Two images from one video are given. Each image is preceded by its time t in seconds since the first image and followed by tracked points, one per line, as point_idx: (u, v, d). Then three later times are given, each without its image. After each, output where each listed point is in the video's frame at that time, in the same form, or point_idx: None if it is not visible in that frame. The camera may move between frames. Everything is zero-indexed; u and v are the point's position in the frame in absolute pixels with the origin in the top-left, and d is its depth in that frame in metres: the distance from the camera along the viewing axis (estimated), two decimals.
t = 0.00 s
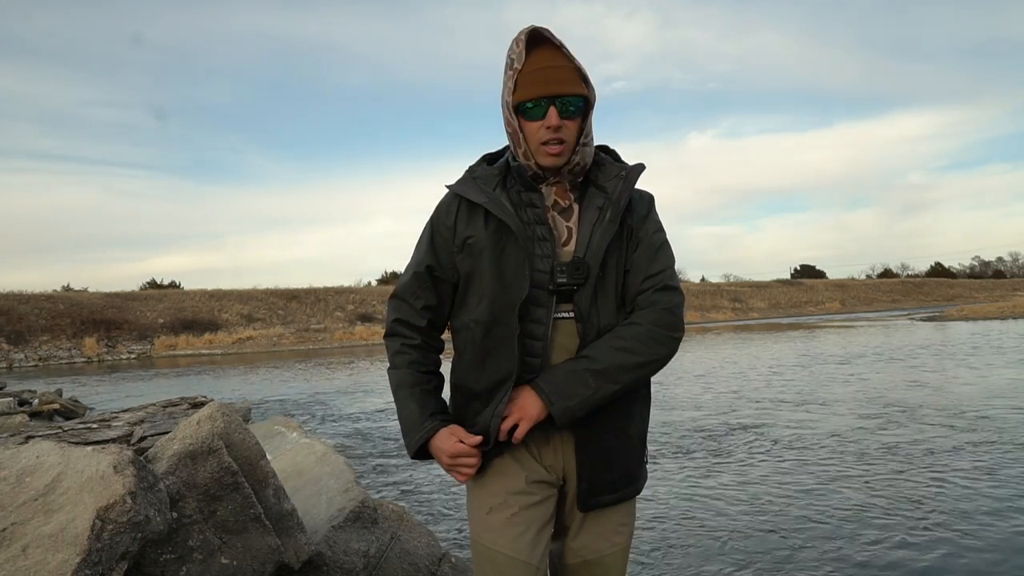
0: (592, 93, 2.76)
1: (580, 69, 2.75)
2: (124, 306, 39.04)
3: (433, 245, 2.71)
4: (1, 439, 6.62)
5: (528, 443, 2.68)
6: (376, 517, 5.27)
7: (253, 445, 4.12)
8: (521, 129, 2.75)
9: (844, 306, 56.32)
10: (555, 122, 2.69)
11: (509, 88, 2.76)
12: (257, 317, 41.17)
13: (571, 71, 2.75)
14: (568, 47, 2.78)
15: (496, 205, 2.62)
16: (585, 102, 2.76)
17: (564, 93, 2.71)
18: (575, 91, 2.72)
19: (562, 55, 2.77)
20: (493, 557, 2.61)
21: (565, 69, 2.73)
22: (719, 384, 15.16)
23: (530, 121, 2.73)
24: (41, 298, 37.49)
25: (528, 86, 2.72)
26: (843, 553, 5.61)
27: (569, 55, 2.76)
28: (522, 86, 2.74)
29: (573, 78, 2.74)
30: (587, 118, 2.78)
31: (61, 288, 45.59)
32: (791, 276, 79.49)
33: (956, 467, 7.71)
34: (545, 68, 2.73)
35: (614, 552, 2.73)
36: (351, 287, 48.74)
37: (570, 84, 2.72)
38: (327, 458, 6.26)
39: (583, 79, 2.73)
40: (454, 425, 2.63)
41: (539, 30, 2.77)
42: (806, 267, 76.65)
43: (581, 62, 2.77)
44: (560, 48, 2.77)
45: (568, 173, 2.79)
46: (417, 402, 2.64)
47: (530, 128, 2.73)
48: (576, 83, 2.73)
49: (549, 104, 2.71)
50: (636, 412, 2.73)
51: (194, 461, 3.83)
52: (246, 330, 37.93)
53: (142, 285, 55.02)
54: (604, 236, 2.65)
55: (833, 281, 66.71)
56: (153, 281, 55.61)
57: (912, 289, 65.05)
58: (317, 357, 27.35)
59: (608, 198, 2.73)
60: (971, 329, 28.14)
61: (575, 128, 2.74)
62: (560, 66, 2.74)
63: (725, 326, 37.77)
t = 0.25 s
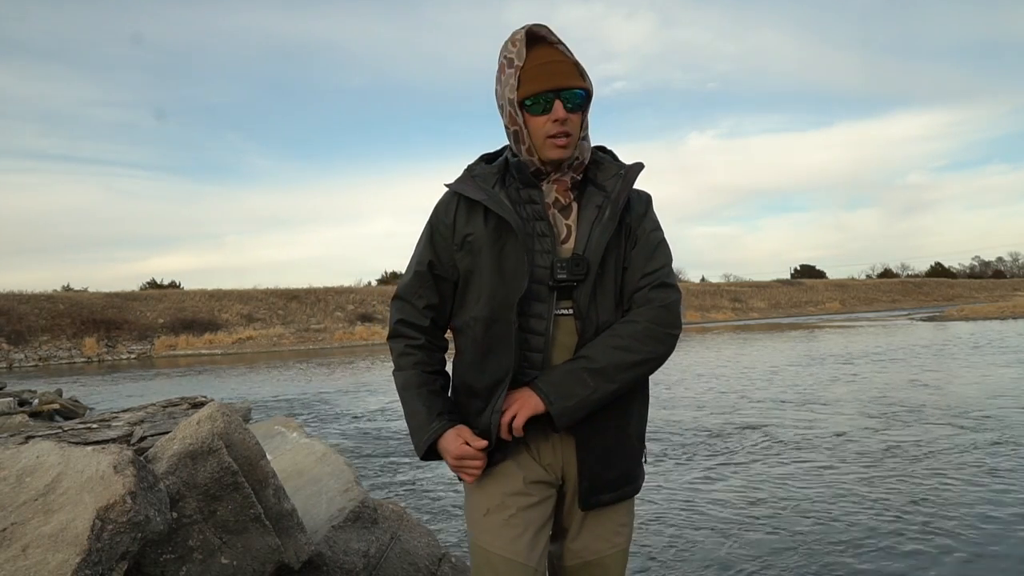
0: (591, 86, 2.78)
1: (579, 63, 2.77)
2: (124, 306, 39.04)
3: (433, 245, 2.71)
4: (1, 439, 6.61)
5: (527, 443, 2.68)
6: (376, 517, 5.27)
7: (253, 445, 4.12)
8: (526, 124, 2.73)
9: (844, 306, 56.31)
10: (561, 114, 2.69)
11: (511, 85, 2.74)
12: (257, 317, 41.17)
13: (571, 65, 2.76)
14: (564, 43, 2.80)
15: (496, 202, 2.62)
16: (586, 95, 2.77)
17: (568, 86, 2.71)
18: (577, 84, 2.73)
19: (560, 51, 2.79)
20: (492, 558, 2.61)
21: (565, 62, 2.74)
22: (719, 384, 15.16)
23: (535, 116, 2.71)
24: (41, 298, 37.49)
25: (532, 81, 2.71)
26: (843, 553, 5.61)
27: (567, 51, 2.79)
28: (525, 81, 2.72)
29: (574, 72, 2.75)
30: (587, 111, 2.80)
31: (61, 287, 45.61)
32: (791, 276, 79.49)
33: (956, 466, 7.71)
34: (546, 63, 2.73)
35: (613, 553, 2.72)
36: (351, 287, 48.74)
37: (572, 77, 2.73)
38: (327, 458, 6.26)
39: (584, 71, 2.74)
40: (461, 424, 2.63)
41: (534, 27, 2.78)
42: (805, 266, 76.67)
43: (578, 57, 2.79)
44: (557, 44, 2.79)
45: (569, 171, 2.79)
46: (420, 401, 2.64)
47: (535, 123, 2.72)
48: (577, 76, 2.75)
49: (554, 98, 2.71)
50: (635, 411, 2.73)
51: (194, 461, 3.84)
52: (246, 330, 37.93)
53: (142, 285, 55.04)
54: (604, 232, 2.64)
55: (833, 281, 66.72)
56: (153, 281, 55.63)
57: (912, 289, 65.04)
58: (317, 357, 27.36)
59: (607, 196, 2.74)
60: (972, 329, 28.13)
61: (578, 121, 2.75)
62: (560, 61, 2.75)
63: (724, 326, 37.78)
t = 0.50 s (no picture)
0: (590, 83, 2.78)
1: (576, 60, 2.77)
2: (124, 306, 39.05)
3: (430, 245, 2.71)
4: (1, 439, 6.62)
5: (527, 444, 2.68)
6: (376, 517, 5.28)
7: (253, 445, 4.12)
8: (525, 122, 2.73)
9: (844, 306, 56.31)
10: (560, 111, 2.69)
11: (509, 82, 2.74)
12: (257, 317, 41.17)
13: (568, 62, 2.77)
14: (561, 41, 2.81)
15: (493, 203, 2.62)
16: (584, 92, 2.77)
17: (567, 82, 2.71)
18: (576, 81, 2.74)
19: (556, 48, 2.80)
20: (494, 560, 2.61)
21: (563, 60, 2.75)
22: (719, 384, 15.16)
23: (534, 113, 2.71)
24: (41, 298, 37.49)
25: (530, 78, 2.71)
26: (843, 553, 5.61)
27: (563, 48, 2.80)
28: (524, 78, 2.72)
29: (572, 68, 2.76)
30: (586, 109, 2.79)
31: (61, 287, 45.62)
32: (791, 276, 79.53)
33: (956, 466, 7.70)
34: (545, 60, 2.73)
35: (613, 553, 2.73)
36: (351, 287, 48.74)
37: (571, 74, 2.74)
38: (327, 458, 6.26)
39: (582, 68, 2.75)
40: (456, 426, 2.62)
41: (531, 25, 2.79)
42: (805, 266, 76.74)
43: (575, 55, 2.80)
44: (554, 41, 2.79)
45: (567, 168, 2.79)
46: (420, 403, 2.63)
47: (534, 120, 2.71)
48: (576, 72, 2.75)
49: (553, 95, 2.70)
50: (633, 410, 2.73)
51: (194, 461, 3.83)
52: (246, 330, 37.93)
53: (143, 285, 55.10)
54: (601, 232, 2.65)
55: (833, 281, 66.70)
56: (154, 281, 55.66)
57: (912, 289, 65.04)
58: (316, 357, 27.34)
59: (604, 194, 2.74)
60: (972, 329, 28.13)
61: (577, 118, 2.75)
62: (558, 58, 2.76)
63: (724, 326, 37.76)
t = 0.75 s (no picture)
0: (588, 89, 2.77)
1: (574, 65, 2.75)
2: (124, 306, 39.05)
3: (429, 246, 2.71)
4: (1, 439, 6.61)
5: (527, 443, 2.68)
6: (376, 517, 5.27)
7: (253, 445, 4.12)
8: (519, 129, 2.73)
9: (844, 306, 56.29)
10: (554, 121, 2.69)
11: (505, 88, 2.74)
12: (257, 317, 41.16)
13: (566, 69, 2.75)
14: (559, 43, 2.78)
15: (493, 204, 2.62)
16: (580, 102, 2.76)
17: (562, 91, 2.70)
18: (571, 89, 2.72)
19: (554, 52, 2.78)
20: (494, 559, 2.61)
21: (561, 67, 2.73)
22: (719, 384, 15.16)
23: (528, 121, 2.71)
24: (41, 298, 37.49)
25: (524, 87, 2.71)
26: (843, 553, 5.61)
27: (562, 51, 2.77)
28: (519, 86, 2.72)
29: (569, 75, 2.74)
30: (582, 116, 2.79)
31: (61, 287, 45.65)
32: (791, 276, 79.53)
33: (956, 467, 7.70)
34: (540, 67, 2.72)
35: (614, 553, 2.73)
36: (351, 287, 48.74)
37: (567, 83, 2.72)
38: (328, 458, 6.26)
39: (579, 77, 2.73)
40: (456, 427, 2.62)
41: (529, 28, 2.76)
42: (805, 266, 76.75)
43: (572, 59, 2.77)
44: (552, 44, 2.77)
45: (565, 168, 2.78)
46: (421, 403, 2.64)
47: (528, 128, 2.72)
48: (572, 81, 2.74)
49: (546, 104, 2.70)
50: (634, 411, 2.73)
51: (194, 460, 3.83)
52: (246, 330, 37.92)
53: (143, 285, 55.13)
54: (602, 232, 2.65)
55: (833, 281, 66.69)
56: (154, 281, 55.66)
57: (912, 289, 65.01)
58: (316, 358, 27.35)
59: (603, 195, 2.74)
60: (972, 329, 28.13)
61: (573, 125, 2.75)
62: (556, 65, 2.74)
63: (724, 326, 37.76)
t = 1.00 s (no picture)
0: (586, 136, 2.62)
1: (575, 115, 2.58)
2: (124, 306, 39.06)
3: (431, 246, 2.71)
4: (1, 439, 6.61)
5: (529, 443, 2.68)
6: (376, 517, 5.27)
7: (253, 445, 4.11)
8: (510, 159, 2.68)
9: (844, 306, 56.30)
10: (540, 168, 2.63)
11: (500, 121, 2.63)
12: (257, 317, 41.16)
13: (565, 116, 2.59)
14: (568, 85, 2.56)
15: (491, 207, 2.62)
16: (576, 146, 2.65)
17: (554, 143, 2.59)
18: (565, 140, 2.60)
19: (559, 95, 2.58)
20: (493, 559, 2.62)
21: (559, 113, 2.58)
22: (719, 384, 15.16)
23: (518, 159, 2.64)
24: (41, 298, 37.49)
25: (517, 128, 2.60)
26: (843, 553, 5.61)
27: (568, 95, 2.57)
28: (512, 126, 2.60)
29: (566, 125, 2.59)
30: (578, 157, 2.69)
31: (61, 288, 45.66)
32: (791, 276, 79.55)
33: (956, 467, 7.70)
34: (537, 115, 2.56)
35: (615, 553, 2.72)
36: (351, 287, 48.74)
37: (563, 130, 2.59)
38: (327, 458, 6.26)
39: (577, 125, 2.59)
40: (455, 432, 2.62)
41: (539, 61, 2.54)
42: (805, 266, 76.79)
43: (577, 105, 2.58)
44: (559, 86, 2.56)
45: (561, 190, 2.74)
46: (423, 409, 2.63)
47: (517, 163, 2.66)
48: (569, 128, 2.60)
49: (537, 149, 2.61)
50: (636, 413, 2.73)
51: (194, 460, 3.83)
52: (246, 330, 37.93)
53: (143, 285, 55.14)
54: (600, 235, 2.65)
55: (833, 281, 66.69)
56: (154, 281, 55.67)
57: (912, 289, 65.01)
58: (316, 357, 27.35)
59: (602, 197, 2.73)
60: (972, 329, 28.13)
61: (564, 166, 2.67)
62: (555, 108, 2.58)
63: (724, 326, 37.77)
